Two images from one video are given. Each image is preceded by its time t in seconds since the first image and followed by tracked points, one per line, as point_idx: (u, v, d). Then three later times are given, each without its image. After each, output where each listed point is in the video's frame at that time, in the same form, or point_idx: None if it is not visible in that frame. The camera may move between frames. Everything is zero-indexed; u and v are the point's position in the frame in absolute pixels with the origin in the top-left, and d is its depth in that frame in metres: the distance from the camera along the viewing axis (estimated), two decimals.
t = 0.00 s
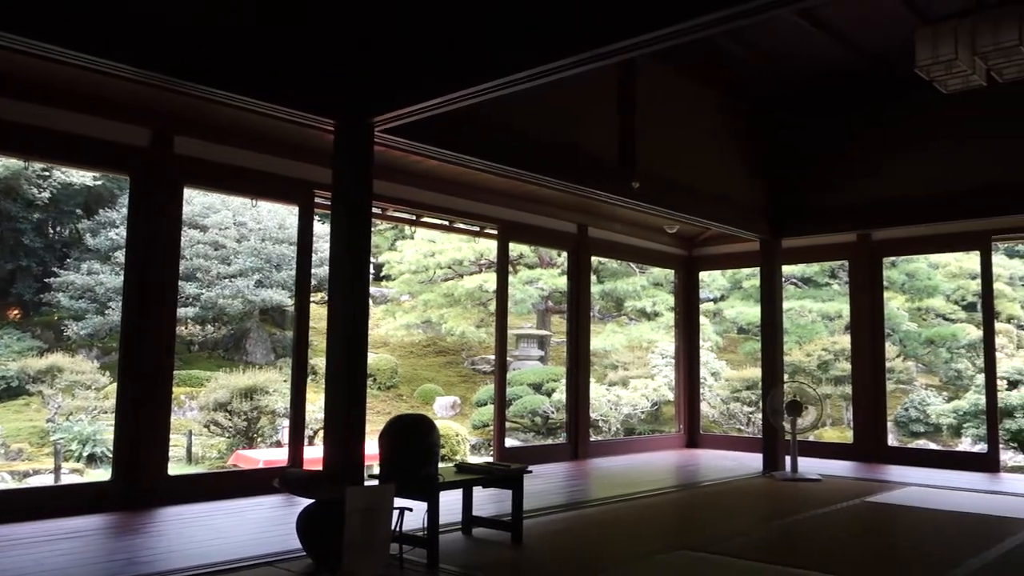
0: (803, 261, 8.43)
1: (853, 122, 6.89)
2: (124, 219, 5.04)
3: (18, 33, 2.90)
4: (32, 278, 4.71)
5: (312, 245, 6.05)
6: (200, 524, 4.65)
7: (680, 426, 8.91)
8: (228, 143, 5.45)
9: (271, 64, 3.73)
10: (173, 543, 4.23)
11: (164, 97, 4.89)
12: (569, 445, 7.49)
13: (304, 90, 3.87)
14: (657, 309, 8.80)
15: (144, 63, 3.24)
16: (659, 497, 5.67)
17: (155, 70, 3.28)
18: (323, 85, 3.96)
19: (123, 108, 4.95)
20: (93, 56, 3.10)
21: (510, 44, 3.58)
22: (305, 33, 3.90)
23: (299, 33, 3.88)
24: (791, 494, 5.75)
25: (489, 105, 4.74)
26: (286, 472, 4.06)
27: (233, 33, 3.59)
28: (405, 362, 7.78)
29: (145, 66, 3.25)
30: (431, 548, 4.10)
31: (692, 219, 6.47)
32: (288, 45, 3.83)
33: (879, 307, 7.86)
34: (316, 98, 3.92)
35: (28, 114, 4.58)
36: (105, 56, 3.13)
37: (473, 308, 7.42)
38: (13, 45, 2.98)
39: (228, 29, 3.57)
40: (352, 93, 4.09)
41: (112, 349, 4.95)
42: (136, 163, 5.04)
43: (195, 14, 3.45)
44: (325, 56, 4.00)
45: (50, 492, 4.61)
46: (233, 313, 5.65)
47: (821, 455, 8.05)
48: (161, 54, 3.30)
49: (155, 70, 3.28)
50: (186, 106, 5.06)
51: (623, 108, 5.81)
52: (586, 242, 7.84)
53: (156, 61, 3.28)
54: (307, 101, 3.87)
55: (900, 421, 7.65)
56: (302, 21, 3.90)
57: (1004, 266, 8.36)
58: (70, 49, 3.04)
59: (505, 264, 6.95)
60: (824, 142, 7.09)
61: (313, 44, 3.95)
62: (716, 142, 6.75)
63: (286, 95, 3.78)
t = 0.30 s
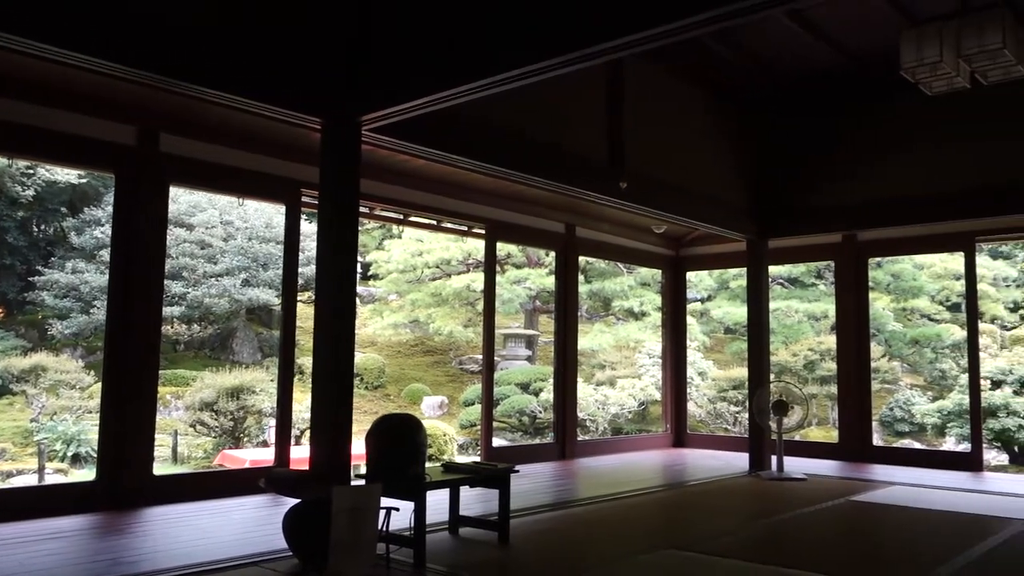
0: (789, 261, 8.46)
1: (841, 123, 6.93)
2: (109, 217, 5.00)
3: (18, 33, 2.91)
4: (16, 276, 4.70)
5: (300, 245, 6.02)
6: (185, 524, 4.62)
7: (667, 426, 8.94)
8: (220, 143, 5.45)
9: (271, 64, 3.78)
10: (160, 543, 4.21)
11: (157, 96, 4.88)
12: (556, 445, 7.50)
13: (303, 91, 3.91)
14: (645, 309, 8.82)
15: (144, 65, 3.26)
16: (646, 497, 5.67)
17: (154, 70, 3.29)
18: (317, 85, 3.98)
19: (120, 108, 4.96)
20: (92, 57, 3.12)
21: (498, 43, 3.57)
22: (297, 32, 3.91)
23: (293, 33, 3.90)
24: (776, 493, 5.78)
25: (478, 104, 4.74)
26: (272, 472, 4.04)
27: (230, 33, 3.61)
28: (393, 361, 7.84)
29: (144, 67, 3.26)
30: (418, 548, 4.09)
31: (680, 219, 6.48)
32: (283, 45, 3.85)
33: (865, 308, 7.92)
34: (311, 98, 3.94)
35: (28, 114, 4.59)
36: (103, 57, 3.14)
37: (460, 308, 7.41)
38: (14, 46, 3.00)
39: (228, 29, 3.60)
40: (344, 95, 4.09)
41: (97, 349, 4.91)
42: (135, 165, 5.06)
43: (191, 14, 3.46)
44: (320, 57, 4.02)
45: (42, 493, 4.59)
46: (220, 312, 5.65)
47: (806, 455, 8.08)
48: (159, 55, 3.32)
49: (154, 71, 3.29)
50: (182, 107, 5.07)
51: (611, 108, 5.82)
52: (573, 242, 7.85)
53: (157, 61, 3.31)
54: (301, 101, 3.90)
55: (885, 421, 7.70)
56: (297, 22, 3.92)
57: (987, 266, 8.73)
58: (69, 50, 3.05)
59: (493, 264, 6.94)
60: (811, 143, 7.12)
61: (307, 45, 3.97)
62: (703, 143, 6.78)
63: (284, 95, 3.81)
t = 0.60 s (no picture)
0: (775, 261, 8.50)
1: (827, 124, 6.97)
2: (94, 216, 4.97)
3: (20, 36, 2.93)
4: None
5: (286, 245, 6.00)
6: (169, 525, 4.58)
7: (653, 425, 8.96)
8: (209, 142, 5.44)
9: (271, 64, 3.83)
10: (149, 544, 4.19)
11: (146, 96, 4.87)
12: (543, 444, 7.50)
13: (298, 90, 3.94)
14: (632, 309, 8.84)
15: (148, 70, 3.30)
16: (634, 496, 5.66)
17: (156, 71, 3.33)
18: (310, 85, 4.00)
19: (109, 108, 4.96)
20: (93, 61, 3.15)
21: (486, 42, 3.57)
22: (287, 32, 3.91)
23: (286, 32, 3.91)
24: (762, 492, 5.80)
25: (466, 104, 4.74)
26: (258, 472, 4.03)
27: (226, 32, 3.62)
28: (380, 361, 7.82)
29: (146, 69, 3.30)
30: (404, 548, 4.09)
31: (666, 219, 6.50)
32: (277, 44, 3.86)
33: (850, 308, 7.97)
34: (303, 98, 3.97)
35: (19, 114, 4.59)
36: (103, 59, 3.16)
37: (448, 307, 7.38)
38: (14, 48, 3.01)
39: (226, 29, 3.64)
40: (339, 93, 4.07)
41: (82, 349, 4.88)
42: (123, 164, 5.04)
43: (187, 16, 3.48)
44: (312, 56, 4.04)
45: (41, 492, 4.63)
46: (205, 312, 5.61)
47: (792, 454, 8.11)
48: (157, 55, 3.34)
49: (156, 72, 3.32)
50: (172, 106, 5.07)
51: (599, 108, 5.83)
52: (560, 243, 7.86)
53: (161, 61, 3.35)
54: (295, 101, 3.92)
55: (870, 420, 7.75)
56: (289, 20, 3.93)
57: (971, 266, 8.98)
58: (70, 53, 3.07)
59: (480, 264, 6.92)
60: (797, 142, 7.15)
61: (300, 44, 3.99)
62: (691, 143, 6.81)
63: (284, 95, 3.87)
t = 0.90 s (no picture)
0: (760, 261, 8.54)
1: (813, 125, 7.00)
2: (77, 215, 4.93)
3: (21, 38, 2.94)
4: None
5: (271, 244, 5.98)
6: (152, 526, 4.55)
7: (639, 425, 8.98)
8: (198, 142, 5.43)
9: (271, 64, 3.86)
10: (134, 545, 4.16)
11: (135, 95, 4.85)
12: (529, 444, 7.50)
13: (290, 88, 3.95)
14: (618, 309, 8.86)
15: (147, 71, 3.32)
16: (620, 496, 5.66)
17: (158, 72, 3.36)
18: (301, 83, 4.00)
19: (98, 107, 4.94)
20: (92, 63, 3.17)
21: (474, 42, 3.57)
22: (278, 30, 3.91)
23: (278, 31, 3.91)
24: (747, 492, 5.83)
25: (453, 104, 4.73)
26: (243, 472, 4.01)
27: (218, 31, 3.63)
28: (366, 361, 7.78)
29: (149, 70, 3.33)
30: (389, 548, 4.08)
31: (652, 219, 6.52)
32: (268, 42, 3.87)
33: (835, 308, 8.02)
34: (294, 97, 3.97)
35: (12, 114, 4.58)
36: (104, 59, 3.19)
37: (434, 307, 7.39)
38: (11, 49, 3.01)
39: (223, 29, 3.65)
40: (327, 90, 4.05)
41: (64, 349, 4.84)
42: (110, 163, 5.01)
43: (181, 14, 3.49)
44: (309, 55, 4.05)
45: (32, 491, 4.62)
46: (190, 312, 5.57)
47: (777, 453, 8.15)
48: (151, 54, 3.34)
49: (158, 73, 3.36)
50: (161, 106, 5.06)
51: (586, 108, 5.84)
52: (546, 243, 7.87)
53: (162, 61, 3.38)
54: (289, 100, 3.94)
55: (854, 419, 7.80)
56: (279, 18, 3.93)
57: (954, 267, 9.06)
58: (74, 56, 3.10)
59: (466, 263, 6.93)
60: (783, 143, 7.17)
61: (292, 43, 3.99)
62: (677, 144, 6.84)
63: (276, 95, 3.88)
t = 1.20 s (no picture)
0: (744, 261, 8.57)
1: (798, 125, 7.04)
2: (59, 214, 4.88)
3: (19, 39, 2.96)
4: None
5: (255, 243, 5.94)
6: (134, 526, 4.53)
7: (624, 424, 9.01)
8: (189, 142, 5.44)
9: (271, 64, 3.90)
10: (118, 546, 4.15)
11: (120, 93, 4.83)
12: (514, 443, 7.50)
13: (280, 87, 3.96)
14: (603, 308, 8.88)
15: (145, 71, 3.35)
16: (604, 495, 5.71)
17: (159, 72, 3.40)
18: (290, 82, 4.00)
19: (90, 107, 4.95)
20: (88, 64, 3.19)
21: (459, 40, 3.56)
22: (268, 29, 3.91)
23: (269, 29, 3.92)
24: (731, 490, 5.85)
25: (439, 103, 4.73)
26: (225, 472, 3.99)
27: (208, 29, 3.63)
28: (350, 361, 7.72)
29: (151, 71, 3.38)
30: (373, 548, 4.07)
31: (638, 219, 6.54)
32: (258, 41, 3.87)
33: (818, 308, 8.08)
34: (291, 97, 3.99)
35: (7, 114, 4.59)
36: (103, 60, 3.22)
37: (420, 307, 7.37)
38: (6, 50, 3.02)
39: (223, 29, 3.70)
40: (314, 89, 4.04)
41: (46, 349, 4.79)
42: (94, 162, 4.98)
43: (174, 13, 3.50)
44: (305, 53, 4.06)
45: (13, 492, 4.58)
46: (173, 311, 5.55)
47: (760, 452, 8.18)
48: (142, 52, 3.35)
49: (159, 73, 3.40)
50: (148, 105, 5.04)
51: (572, 108, 5.85)
52: (532, 243, 7.87)
53: (162, 61, 3.42)
54: (288, 100, 3.97)
55: (837, 418, 7.86)
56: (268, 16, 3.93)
57: (938, 268, 9.17)
58: (75, 59, 3.14)
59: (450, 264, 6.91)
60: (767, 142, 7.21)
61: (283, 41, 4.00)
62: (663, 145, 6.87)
63: (265, 93, 3.88)
